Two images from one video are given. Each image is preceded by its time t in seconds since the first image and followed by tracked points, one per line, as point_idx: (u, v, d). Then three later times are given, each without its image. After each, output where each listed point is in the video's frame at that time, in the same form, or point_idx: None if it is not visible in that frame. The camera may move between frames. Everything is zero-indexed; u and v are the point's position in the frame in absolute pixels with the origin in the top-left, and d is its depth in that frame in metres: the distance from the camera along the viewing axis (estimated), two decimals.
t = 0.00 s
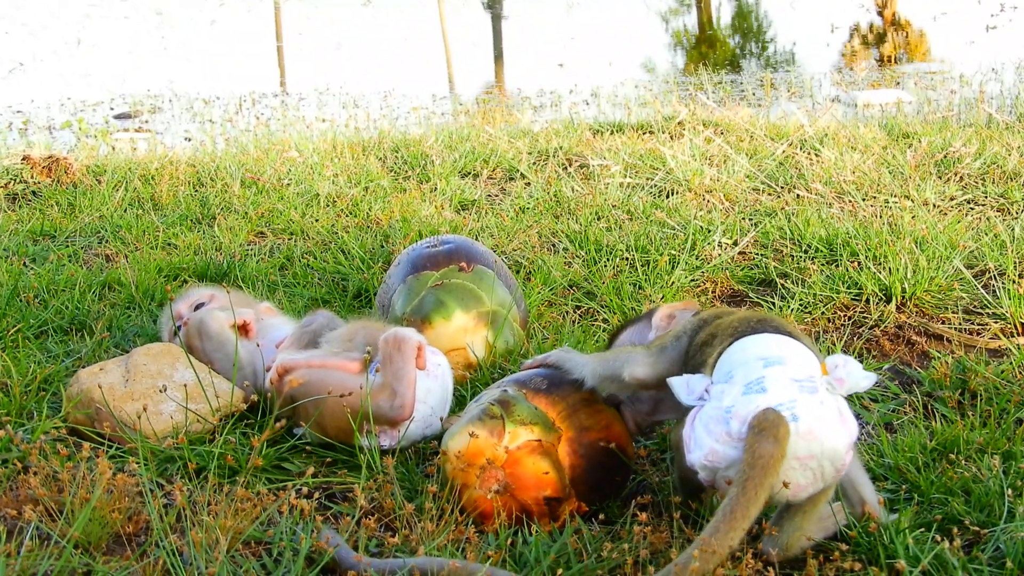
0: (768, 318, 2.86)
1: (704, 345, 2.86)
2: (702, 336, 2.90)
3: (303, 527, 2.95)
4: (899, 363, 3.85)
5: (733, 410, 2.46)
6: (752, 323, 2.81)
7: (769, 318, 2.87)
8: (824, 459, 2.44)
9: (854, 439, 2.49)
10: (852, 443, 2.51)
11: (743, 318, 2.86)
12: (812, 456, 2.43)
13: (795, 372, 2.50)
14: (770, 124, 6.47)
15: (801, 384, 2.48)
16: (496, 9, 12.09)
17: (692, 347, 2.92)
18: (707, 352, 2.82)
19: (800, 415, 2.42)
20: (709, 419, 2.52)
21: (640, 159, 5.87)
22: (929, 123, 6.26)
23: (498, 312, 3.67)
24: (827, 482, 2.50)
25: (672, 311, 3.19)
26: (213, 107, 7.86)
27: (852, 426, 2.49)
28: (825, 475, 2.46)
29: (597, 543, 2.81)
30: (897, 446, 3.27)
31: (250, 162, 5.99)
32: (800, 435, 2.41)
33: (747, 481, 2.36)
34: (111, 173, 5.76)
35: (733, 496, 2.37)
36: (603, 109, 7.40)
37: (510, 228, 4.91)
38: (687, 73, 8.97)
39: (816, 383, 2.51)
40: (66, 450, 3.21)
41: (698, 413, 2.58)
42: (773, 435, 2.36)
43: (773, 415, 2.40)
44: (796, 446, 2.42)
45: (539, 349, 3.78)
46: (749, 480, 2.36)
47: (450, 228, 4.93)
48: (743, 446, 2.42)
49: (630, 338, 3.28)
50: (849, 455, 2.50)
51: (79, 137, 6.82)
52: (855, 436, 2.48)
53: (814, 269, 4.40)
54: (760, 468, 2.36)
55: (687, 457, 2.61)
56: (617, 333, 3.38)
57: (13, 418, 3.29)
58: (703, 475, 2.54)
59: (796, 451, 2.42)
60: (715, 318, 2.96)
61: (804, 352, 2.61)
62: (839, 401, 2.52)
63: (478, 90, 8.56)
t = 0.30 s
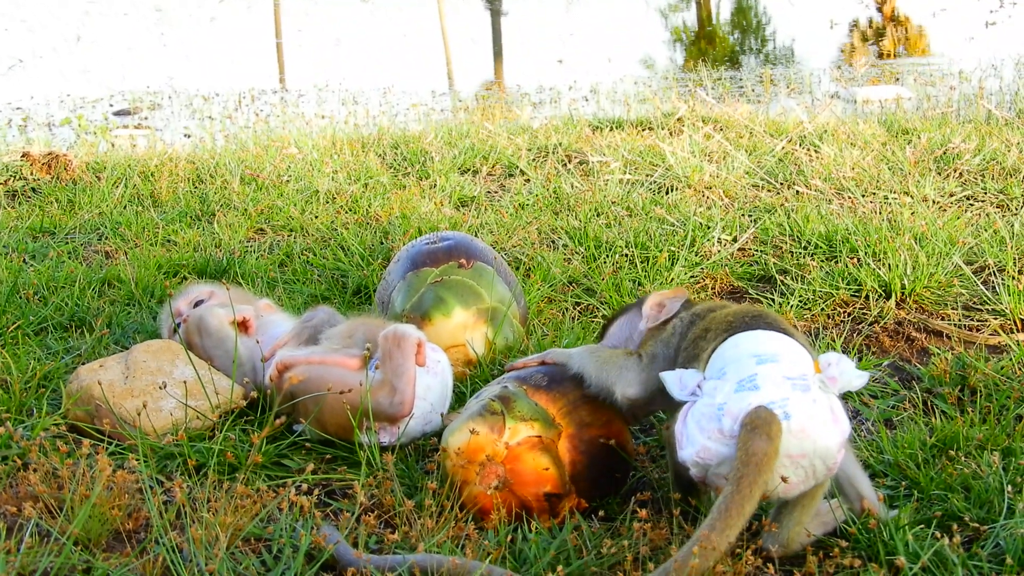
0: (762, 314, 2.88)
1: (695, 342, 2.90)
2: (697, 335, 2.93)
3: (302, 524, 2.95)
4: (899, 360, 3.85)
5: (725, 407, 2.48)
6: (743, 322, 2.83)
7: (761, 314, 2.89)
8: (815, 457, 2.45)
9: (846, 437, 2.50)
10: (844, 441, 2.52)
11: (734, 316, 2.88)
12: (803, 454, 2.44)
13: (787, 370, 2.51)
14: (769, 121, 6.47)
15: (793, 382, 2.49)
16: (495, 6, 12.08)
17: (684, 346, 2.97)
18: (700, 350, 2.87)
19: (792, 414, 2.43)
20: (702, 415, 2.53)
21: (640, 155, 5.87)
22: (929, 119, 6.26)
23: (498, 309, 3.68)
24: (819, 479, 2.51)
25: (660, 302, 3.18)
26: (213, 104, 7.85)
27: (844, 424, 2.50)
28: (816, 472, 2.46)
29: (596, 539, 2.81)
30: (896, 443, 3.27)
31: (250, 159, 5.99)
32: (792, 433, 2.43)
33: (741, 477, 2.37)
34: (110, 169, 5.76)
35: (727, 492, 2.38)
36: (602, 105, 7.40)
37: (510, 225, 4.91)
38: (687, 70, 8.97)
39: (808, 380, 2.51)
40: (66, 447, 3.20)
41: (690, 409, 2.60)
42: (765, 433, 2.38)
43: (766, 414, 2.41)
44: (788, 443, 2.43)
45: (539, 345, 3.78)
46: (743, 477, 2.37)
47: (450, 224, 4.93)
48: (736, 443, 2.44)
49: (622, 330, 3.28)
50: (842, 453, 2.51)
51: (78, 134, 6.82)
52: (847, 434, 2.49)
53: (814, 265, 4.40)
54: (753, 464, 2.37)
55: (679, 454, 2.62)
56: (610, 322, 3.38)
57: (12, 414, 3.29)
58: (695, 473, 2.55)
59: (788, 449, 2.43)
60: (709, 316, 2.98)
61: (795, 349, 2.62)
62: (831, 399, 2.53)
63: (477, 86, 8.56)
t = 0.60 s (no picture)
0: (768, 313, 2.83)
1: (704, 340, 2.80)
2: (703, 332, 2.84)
3: (302, 521, 2.95)
4: (898, 356, 3.85)
5: (731, 403, 2.47)
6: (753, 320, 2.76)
7: (767, 312, 2.84)
8: (821, 455, 2.45)
9: (851, 434, 2.50)
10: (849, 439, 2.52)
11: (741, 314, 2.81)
12: (808, 450, 2.44)
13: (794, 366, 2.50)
14: (769, 118, 6.47)
15: (800, 378, 2.48)
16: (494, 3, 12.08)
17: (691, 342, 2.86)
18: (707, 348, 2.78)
19: (799, 410, 2.43)
20: (708, 411, 2.52)
21: (639, 152, 5.87)
22: (928, 116, 6.26)
23: (497, 306, 3.67)
24: (824, 477, 2.51)
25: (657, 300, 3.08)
26: (212, 101, 7.85)
27: (850, 421, 2.49)
28: (822, 470, 2.46)
29: (595, 536, 2.82)
30: (896, 439, 3.27)
31: (249, 156, 6.00)
32: (797, 429, 2.43)
33: (741, 472, 2.35)
34: (110, 167, 5.76)
35: (727, 487, 2.36)
36: (602, 103, 7.40)
37: (509, 222, 4.92)
38: (686, 67, 8.97)
39: (816, 378, 2.51)
40: (64, 444, 3.20)
41: (695, 403, 2.59)
42: (769, 429, 2.37)
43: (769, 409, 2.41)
44: (792, 440, 2.43)
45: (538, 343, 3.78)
46: (744, 473, 2.35)
47: (449, 221, 4.93)
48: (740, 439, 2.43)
49: (621, 331, 3.23)
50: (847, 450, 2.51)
51: (78, 131, 6.82)
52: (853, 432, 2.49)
53: (813, 262, 4.41)
54: (753, 459, 2.35)
55: (684, 449, 2.61)
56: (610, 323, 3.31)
57: (12, 412, 3.29)
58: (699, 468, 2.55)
59: (793, 445, 2.43)
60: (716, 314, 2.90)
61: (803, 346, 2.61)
62: (838, 395, 2.51)
63: (477, 83, 8.56)
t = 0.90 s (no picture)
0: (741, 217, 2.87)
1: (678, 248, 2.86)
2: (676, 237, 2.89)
3: (301, 518, 2.95)
4: (898, 353, 3.85)
5: (731, 336, 2.43)
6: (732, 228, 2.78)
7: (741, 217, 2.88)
8: (798, 399, 2.52)
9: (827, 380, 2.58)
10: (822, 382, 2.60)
11: (714, 219, 2.86)
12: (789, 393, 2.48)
13: (796, 310, 2.48)
14: (768, 115, 6.47)
15: (799, 325, 2.48)
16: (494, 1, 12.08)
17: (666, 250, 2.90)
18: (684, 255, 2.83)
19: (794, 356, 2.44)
20: (703, 335, 2.47)
21: (639, 149, 5.87)
22: (927, 113, 6.26)
23: (497, 302, 3.67)
24: (792, 416, 2.59)
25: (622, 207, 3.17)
26: (211, 99, 7.85)
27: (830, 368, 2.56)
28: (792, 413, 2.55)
29: (594, 534, 2.82)
30: (896, 436, 3.27)
31: (248, 153, 6.00)
32: (788, 375, 2.45)
33: (737, 419, 2.38)
34: (109, 164, 5.76)
35: (723, 433, 2.39)
36: (601, 100, 7.40)
37: (508, 219, 4.92)
38: (686, 64, 8.97)
39: (812, 324, 2.52)
40: (64, 441, 3.20)
41: (689, 316, 2.53)
42: (766, 375, 2.38)
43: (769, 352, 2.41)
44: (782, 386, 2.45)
45: (538, 340, 3.78)
46: (740, 420, 2.37)
47: (449, 219, 4.93)
48: (734, 375, 2.42)
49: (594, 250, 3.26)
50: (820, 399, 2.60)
51: (77, 128, 6.82)
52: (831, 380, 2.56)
53: (813, 260, 4.41)
54: (751, 406, 2.37)
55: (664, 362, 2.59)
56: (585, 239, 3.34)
57: (12, 409, 3.29)
58: (677, 379, 2.52)
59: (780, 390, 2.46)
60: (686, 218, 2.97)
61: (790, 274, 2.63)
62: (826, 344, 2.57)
63: (476, 80, 8.56)
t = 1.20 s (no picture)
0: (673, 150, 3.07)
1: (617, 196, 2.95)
2: (601, 168, 3.04)
3: (301, 513, 2.95)
4: (897, 347, 3.85)
5: (694, 304, 2.52)
6: (660, 169, 2.94)
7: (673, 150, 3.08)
8: (754, 356, 2.67)
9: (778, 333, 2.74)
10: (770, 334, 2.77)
11: (645, 148, 3.03)
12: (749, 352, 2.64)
13: (749, 271, 2.60)
14: (767, 109, 6.48)
15: (754, 285, 2.61)
16: None
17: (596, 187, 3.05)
18: (607, 197, 2.97)
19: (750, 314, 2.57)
20: (666, 303, 2.55)
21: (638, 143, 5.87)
22: (926, 108, 6.26)
23: (497, 297, 3.67)
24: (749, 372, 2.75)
25: (539, 98, 3.39)
26: (211, 93, 7.84)
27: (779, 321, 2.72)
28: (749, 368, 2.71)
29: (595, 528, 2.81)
30: (895, 430, 3.27)
31: (247, 148, 6.00)
32: (749, 335, 2.59)
33: (710, 386, 2.53)
34: (108, 158, 5.76)
35: (700, 404, 2.54)
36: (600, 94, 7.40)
37: (508, 213, 4.92)
38: (685, 59, 8.97)
39: (762, 281, 2.65)
40: (64, 436, 3.20)
41: (648, 285, 2.59)
42: (733, 340, 2.51)
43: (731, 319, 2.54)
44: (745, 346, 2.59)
45: (538, 334, 3.78)
46: (715, 387, 2.53)
47: (448, 213, 4.93)
48: (699, 341, 2.54)
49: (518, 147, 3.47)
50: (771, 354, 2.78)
51: (76, 123, 6.81)
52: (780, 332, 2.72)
53: (812, 254, 4.41)
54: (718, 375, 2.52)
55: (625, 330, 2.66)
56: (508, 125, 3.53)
57: (11, 403, 3.29)
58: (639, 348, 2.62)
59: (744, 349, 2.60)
60: (607, 135, 3.17)
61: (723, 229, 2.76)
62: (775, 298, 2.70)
63: (475, 75, 8.55)
